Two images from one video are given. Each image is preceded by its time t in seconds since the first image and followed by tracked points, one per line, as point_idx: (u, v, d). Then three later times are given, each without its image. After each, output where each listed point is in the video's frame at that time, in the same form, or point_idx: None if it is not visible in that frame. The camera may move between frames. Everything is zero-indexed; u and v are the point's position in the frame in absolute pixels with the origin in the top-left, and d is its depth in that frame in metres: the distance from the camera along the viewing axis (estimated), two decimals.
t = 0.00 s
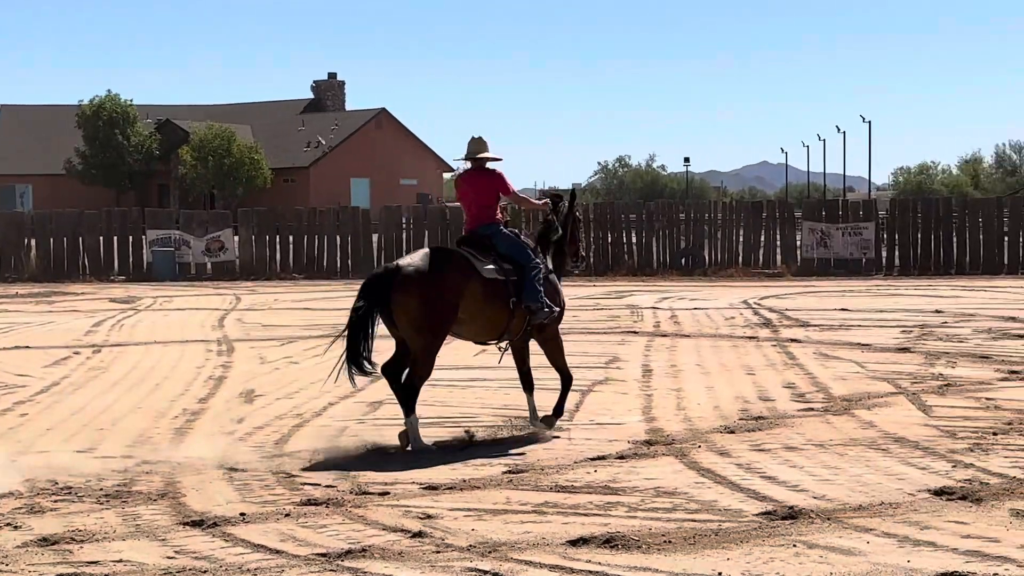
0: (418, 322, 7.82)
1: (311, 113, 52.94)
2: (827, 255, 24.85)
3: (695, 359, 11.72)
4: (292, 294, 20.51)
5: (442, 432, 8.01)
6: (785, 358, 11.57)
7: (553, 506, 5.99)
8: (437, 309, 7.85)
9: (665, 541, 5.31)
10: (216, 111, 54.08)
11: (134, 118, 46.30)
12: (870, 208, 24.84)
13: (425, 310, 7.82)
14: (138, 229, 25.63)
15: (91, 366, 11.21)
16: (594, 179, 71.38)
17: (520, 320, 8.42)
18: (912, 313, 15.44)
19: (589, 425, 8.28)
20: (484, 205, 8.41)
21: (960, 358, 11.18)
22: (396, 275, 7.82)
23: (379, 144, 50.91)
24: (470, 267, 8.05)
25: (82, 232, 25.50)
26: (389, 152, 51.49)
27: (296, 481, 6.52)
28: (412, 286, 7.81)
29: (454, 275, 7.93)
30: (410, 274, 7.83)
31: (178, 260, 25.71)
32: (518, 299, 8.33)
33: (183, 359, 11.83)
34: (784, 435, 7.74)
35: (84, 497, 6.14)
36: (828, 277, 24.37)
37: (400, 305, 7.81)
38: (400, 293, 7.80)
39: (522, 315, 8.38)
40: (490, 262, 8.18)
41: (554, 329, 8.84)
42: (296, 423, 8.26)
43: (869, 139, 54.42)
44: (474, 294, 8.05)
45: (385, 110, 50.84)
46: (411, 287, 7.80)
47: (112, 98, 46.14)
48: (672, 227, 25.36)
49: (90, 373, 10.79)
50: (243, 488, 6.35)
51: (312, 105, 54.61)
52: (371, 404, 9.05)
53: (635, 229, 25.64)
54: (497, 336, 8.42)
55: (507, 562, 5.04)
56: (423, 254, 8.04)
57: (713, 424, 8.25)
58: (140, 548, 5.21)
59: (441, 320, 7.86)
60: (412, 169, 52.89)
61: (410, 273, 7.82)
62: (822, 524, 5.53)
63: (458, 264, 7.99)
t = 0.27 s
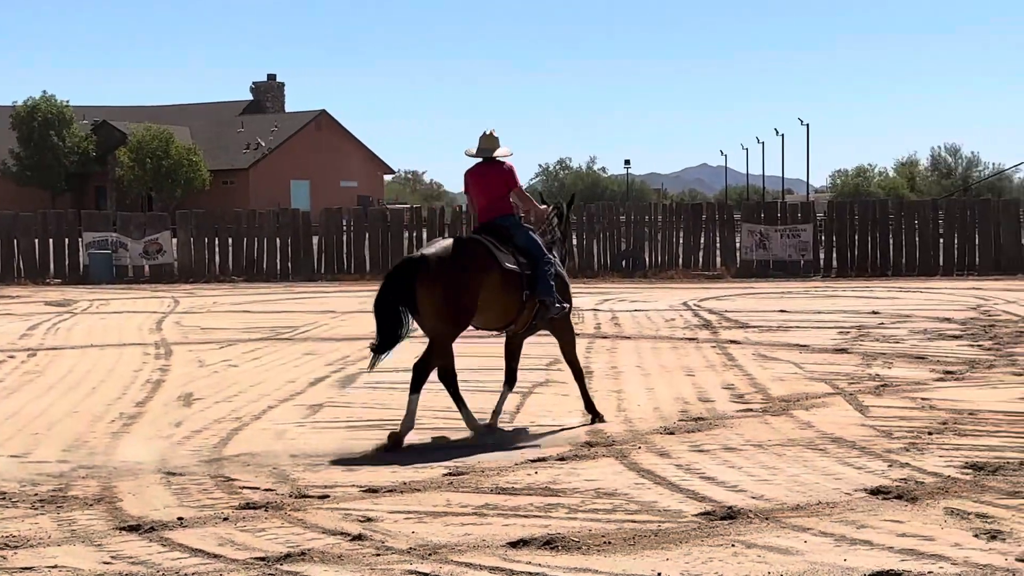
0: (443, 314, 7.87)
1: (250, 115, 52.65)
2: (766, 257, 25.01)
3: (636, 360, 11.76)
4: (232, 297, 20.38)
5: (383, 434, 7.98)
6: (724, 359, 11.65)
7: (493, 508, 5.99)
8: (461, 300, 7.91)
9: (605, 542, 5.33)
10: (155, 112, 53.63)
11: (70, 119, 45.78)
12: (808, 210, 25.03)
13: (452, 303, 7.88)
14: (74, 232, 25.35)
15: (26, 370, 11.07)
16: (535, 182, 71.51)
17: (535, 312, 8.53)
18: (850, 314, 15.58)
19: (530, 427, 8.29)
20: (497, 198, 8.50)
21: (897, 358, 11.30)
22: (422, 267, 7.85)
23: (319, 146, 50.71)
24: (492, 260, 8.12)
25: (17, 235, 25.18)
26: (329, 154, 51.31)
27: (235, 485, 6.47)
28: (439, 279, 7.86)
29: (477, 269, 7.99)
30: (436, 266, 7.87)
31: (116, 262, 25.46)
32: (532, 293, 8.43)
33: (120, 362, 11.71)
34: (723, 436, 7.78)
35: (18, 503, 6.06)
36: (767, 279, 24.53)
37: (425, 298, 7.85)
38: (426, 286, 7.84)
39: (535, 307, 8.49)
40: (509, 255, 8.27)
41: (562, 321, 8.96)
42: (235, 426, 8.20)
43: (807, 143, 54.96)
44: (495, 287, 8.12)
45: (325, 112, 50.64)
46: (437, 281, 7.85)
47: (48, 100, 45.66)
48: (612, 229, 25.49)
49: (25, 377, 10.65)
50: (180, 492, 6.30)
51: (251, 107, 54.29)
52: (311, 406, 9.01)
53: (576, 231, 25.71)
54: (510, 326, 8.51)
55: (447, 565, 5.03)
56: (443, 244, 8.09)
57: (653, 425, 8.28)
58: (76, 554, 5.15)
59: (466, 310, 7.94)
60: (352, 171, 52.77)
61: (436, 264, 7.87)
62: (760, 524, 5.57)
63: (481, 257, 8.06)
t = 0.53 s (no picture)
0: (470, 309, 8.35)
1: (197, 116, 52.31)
2: (714, 258, 25.18)
3: (585, 362, 11.79)
4: (179, 299, 20.23)
5: (332, 436, 7.97)
6: (673, 360, 11.69)
7: (443, 510, 5.99)
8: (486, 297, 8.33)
9: (554, 543, 5.34)
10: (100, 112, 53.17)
11: (13, 120, 45.25)
12: (755, 212, 25.17)
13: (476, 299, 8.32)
14: (18, 233, 25.13)
15: None
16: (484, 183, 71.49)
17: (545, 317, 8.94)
18: (797, 315, 15.70)
19: (480, 428, 8.30)
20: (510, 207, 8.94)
21: (843, 358, 11.40)
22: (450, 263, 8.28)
23: (267, 148, 50.46)
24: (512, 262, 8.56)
25: None
26: (277, 154, 51.07)
27: (182, 488, 6.43)
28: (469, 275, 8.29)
29: (501, 269, 8.42)
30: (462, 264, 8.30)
31: (60, 264, 25.23)
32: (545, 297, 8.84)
33: (65, 365, 11.61)
34: (672, 436, 7.81)
35: None
36: (714, 281, 24.70)
37: (454, 294, 8.28)
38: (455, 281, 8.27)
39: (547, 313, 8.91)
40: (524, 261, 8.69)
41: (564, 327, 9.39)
42: (182, 429, 8.15)
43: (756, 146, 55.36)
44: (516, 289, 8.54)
45: (272, 113, 50.39)
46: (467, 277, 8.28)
47: None
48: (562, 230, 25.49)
49: None
50: (126, 496, 6.25)
51: (198, 108, 53.93)
52: (259, 409, 8.98)
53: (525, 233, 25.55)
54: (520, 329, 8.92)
55: (396, 567, 5.02)
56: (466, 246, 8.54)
57: (602, 426, 8.31)
58: (19, 560, 5.11)
59: (487, 307, 8.36)
60: (300, 173, 52.58)
61: (464, 262, 8.29)
62: (708, 524, 5.60)
63: (503, 261, 8.49)
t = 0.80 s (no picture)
0: (494, 313, 8.66)
1: (152, 117, 51.96)
2: (670, 260, 25.28)
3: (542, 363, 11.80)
4: (134, 302, 20.08)
5: (289, 439, 7.94)
6: (631, 361, 11.73)
7: (400, 513, 5.98)
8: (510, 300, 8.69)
9: (512, 545, 5.34)
10: (54, 113, 52.70)
11: None
12: (712, 212, 25.16)
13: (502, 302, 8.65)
14: None
15: None
16: (442, 184, 71.36)
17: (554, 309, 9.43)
18: (753, 315, 15.78)
19: (438, 429, 8.31)
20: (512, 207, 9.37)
21: (799, 358, 11.48)
22: (472, 271, 8.61)
23: (223, 149, 50.20)
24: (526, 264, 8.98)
25: None
26: (233, 155, 50.83)
27: (138, 492, 6.38)
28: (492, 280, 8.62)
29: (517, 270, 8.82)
30: (486, 269, 8.65)
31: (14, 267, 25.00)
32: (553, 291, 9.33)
33: (19, 368, 11.51)
34: (630, 437, 7.84)
35: None
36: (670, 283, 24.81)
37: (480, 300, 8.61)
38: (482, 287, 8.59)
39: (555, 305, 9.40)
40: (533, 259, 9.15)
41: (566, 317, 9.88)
42: (136, 433, 8.09)
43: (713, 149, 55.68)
44: (529, 288, 8.99)
45: (228, 114, 50.14)
46: (490, 283, 8.62)
47: None
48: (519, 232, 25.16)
49: None
50: (80, 501, 6.19)
51: (153, 109, 53.57)
52: (216, 412, 8.93)
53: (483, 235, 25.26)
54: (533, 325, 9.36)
55: (354, 570, 5.01)
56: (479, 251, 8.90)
57: (561, 428, 8.33)
58: None
59: (511, 310, 8.72)
60: (256, 174, 52.36)
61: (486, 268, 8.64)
62: (666, 524, 5.62)
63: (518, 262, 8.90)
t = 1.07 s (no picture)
0: (505, 302, 8.84)
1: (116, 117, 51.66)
2: (637, 260, 25.36)
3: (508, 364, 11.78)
4: (97, 303, 19.96)
5: (255, 441, 7.91)
6: (598, 361, 11.75)
7: (367, 514, 5.96)
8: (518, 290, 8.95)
9: (479, 546, 5.34)
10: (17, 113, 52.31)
11: None
12: (679, 213, 25.26)
13: (514, 292, 8.90)
14: None
15: None
16: (408, 185, 71.26)
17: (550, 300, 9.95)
18: (719, 315, 15.81)
19: (406, 430, 8.31)
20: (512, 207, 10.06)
21: (764, 358, 11.51)
22: (486, 263, 8.74)
23: (187, 149, 49.97)
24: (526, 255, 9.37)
25: None
26: (198, 156, 50.61)
27: (103, 495, 6.34)
28: (505, 272, 8.82)
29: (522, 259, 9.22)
30: (497, 261, 8.81)
31: None
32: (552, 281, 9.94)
33: None
34: (597, 437, 7.85)
35: None
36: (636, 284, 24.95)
37: (495, 291, 8.76)
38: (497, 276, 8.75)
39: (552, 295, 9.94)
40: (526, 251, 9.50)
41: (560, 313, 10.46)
42: (101, 435, 8.04)
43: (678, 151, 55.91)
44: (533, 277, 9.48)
45: (193, 114, 49.91)
46: (503, 274, 8.80)
47: None
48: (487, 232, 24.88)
49: None
50: (45, 503, 6.15)
51: (117, 109, 53.27)
52: (181, 414, 8.88)
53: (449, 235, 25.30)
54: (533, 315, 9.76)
55: (321, 572, 4.99)
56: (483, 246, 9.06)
57: (528, 428, 8.33)
58: None
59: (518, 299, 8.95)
60: (221, 174, 52.15)
61: (498, 260, 8.81)
62: (633, 524, 5.63)
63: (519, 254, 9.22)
